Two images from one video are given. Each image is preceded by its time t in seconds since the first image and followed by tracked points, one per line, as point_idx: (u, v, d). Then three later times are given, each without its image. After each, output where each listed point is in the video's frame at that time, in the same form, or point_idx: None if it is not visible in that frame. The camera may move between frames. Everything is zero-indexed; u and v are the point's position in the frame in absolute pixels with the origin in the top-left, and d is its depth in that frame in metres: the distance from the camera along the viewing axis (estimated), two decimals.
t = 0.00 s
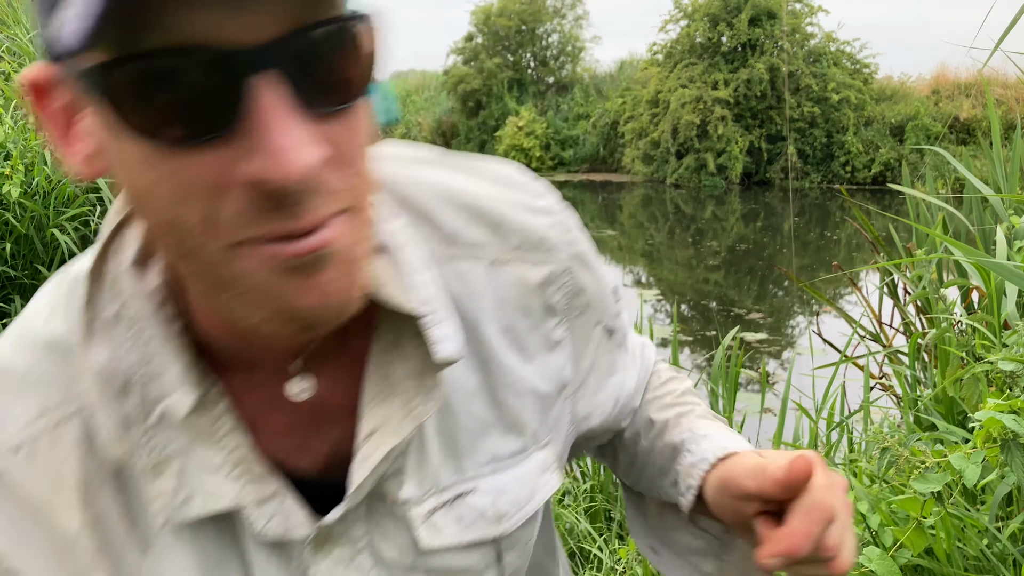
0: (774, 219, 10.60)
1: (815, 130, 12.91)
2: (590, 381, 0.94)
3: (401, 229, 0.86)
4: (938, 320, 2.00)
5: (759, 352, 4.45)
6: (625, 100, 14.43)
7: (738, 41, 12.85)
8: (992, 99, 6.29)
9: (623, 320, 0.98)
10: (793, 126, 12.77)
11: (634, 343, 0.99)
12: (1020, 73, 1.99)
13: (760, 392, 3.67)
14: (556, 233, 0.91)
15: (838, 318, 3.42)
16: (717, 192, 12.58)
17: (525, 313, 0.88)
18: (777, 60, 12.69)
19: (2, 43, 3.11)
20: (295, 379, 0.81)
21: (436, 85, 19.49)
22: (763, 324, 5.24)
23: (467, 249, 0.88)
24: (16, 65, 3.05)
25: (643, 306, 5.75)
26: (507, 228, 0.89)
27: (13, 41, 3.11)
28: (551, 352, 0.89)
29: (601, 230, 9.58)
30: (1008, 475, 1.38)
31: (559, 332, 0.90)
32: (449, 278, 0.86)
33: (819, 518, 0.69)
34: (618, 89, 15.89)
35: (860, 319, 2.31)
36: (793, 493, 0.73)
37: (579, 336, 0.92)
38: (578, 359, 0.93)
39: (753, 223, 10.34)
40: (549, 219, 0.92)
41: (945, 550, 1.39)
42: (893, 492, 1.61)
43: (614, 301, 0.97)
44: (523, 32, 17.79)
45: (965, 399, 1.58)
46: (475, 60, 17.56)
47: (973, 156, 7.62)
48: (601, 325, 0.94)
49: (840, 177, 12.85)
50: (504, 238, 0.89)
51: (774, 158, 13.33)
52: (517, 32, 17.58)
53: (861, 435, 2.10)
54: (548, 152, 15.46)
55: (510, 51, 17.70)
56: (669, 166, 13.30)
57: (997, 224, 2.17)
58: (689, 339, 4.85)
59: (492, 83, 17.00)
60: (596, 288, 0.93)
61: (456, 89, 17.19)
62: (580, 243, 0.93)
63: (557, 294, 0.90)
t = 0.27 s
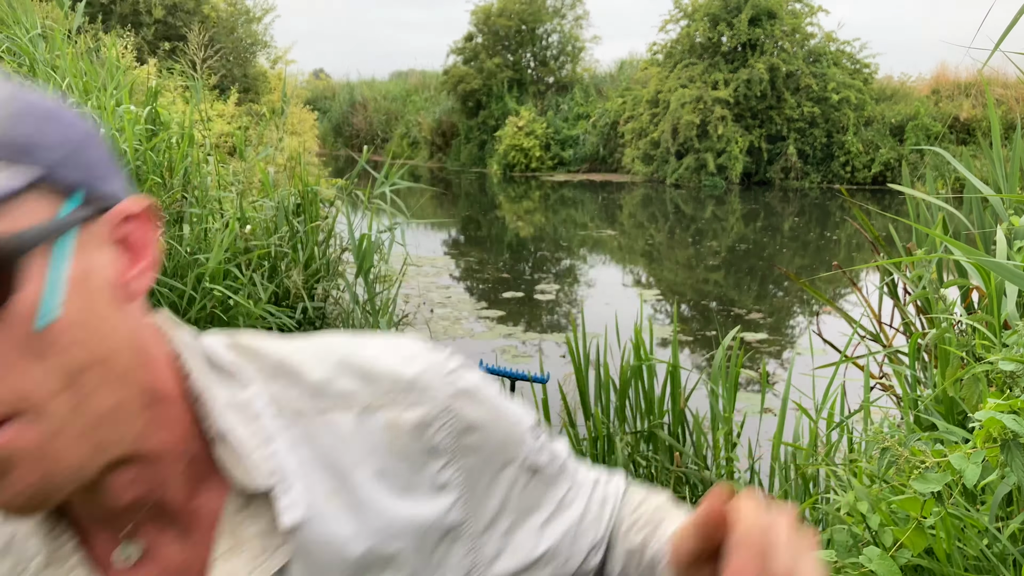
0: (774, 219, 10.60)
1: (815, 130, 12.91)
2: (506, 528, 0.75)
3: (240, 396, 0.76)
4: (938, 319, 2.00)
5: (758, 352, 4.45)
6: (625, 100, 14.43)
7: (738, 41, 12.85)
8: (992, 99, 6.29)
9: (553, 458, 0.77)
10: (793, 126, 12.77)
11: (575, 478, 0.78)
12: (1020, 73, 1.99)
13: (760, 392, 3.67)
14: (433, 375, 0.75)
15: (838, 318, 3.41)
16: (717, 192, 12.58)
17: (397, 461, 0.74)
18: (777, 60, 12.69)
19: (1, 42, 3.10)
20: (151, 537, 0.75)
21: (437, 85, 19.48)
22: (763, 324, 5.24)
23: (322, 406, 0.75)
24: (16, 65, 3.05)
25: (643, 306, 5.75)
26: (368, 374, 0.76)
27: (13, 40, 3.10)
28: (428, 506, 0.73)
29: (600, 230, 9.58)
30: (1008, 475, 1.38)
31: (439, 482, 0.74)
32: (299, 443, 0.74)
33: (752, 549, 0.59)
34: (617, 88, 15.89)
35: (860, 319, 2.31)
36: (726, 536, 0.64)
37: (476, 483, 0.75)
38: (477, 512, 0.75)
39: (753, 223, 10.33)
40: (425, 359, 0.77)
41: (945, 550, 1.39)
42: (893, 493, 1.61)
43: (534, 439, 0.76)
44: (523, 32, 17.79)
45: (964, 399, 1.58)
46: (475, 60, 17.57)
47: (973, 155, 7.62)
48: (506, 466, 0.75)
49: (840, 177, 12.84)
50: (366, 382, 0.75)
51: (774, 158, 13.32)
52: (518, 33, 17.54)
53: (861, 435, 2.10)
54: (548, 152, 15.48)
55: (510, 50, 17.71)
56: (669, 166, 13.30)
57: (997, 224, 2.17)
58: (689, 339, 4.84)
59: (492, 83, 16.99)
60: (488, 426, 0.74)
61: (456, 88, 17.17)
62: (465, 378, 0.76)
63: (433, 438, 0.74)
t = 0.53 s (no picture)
0: (773, 219, 10.62)
1: (814, 130, 12.92)
2: None
3: None
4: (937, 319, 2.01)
5: (758, 352, 4.46)
6: (625, 100, 14.44)
7: (738, 41, 12.87)
8: (991, 99, 6.29)
9: (354, 477, 0.48)
10: (792, 126, 12.78)
11: (423, 497, 0.46)
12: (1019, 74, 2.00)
13: (759, 392, 3.68)
14: (126, 429, 0.47)
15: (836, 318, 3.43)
16: (717, 192, 12.60)
17: (90, 548, 0.43)
18: (776, 60, 12.70)
19: (2, 42, 3.11)
20: None
21: (437, 85, 19.50)
22: (762, 324, 5.25)
23: None
24: (17, 65, 3.05)
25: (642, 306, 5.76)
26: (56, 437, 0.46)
27: (14, 40, 3.11)
28: None
29: (600, 230, 9.59)
30: (1006, 474, 1.39)
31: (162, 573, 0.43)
32: None
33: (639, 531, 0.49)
34: (617, 89, 15.91)
35: (859, 319, 2.32)
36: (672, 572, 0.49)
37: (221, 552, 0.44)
38: None
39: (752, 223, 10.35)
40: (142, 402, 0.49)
41: (943, 549, 1.40)
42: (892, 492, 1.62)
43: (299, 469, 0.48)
44: (523, 32, 17.79)
45: (963, 399, 1.59)
46: (475, 61, 17.59)
47: (972, 156, 7.64)
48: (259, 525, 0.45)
49: (839, 177, 12.86)
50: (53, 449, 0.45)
51: (773, 159, 13.33)
52: (518, 33, 17.56)
53: (860, 435, 2.11)
54: (548, 152, 15.50)
55: (510, 51, 17.73)
56: (669, 166, 13.31)
57: (995, 224, 2.18)
58: (689, 339, 4.85)
59: (492, 83, 17.00)
60: (215, 476, 0.46)
61: (456, 89, 17.19)
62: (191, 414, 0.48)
63: (133, 506, 0.44)
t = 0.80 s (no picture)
0: (773, 219, 10.62)
1: (814, 130, 12.92)
2: (171, 499, 0.68)
3: None
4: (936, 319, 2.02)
5: (758, 352, 4.46)
6: (625, 100, 14.44)
7: (738, 41, 12.87)
8: (991, 99, 6.29)
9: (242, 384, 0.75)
10: (793, 126, 12.78)
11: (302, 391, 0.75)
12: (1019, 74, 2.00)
13: (759, 392, 3.69)
14: (68, 372, 0.67)
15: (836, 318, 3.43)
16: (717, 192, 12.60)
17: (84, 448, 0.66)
18: (776, 60, 12.70)
19: (2, 42, 3.11)
20: None
21: (437, 85, 19.49)
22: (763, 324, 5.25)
23: None
24: (17, 65, 3.05)
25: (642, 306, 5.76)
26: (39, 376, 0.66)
27: (14, 40, 3.10)
28: (69, 493, 0.64)
29: (600, 230, 9.59)
30: (1006, 474, 1.39)
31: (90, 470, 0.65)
32: None
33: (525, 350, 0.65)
34: (617, 89, 15.92)
35: (859, 319, 2.32)
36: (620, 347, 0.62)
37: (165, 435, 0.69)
38: (111, 493, 0.66)
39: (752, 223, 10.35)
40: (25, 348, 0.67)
41: (943, 549, 1.40)
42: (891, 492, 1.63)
43: (176, 377, 0.71)
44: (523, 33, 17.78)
45: (963, 399, 1.59)
46: (475, 61, 17.60)
47: (971, 155, 7.63)
48: (153, 429, 0.68)
49: (839, 177, 12.87)
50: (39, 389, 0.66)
51: (773, 159, 13.33)
52: (518, 33, 17.56)
53: (860, 434, 2.12)
54: (548, 152, 15.50)
55: (510, 51, 17.73)
56: (669, 166, 13.31)
57: (995, 224, 2.18)
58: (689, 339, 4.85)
59: (492, 83, 16.99)
60: (102, 394, 0.67)
61: (456, 89, 17.18)
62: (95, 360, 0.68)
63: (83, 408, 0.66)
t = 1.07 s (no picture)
0: (773, 219, 10.62)
1: (813, 130, 12.92)
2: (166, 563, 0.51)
3: None
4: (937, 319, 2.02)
5: (758, 352, 4.46)
6: (625, 100, 14.44)
7: (737, 41, 12.88)
8: (991, 99, 6.29)
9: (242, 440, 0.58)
10: (793, 126, 12.78)
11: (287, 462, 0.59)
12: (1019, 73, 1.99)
13: (759, 392, 3.69)
14: (83, 378, 0.39)
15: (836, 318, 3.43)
16: (717, 192, 12.61)
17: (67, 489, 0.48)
18: (776, 60, 12.71)
19: (2, 42, 3.11)
20: None
21: (437, 85, 19.51)
22: (762, 324, 5.25)
23: None
24: (17, 65, 3.05)
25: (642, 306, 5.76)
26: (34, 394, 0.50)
27: (14, 40, 3.10)
28: (109, 547, 0.36)
29: (600, 230, 9.60)
30: (1006, 474, 1.39)
31: (36, 544, 0.34)
32: None
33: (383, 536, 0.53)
34: (617, 89, 15.93)
35: (859, 319, 2.31)
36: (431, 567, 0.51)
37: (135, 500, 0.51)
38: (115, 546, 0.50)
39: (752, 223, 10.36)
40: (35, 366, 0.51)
41: (943, 549, 1.40)
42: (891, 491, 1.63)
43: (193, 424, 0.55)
44: (523, 33, 17.81)
45: (963, 399, 1.59)
46: (475, 61, 17.61)
47: (971, 155, 7.64)
48: (203, 482, 0.40)
49: (839, 177, 12.87)
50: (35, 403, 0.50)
51: (773, 159, 13.34)
52: (518, 33, 17.58)
53: (860, 434, 2.12)
54: (548, 152, 15.51)
55: (510, 51, 17.75)
56: (669, 166, 13.32)
57: (995, 224, 2.18)
58: (689, 339, 4.86)
59: (492, 83, 16.99)
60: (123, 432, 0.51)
61: (457, 89, 17.20)
62: (44, 355, 0.39)
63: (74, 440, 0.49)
